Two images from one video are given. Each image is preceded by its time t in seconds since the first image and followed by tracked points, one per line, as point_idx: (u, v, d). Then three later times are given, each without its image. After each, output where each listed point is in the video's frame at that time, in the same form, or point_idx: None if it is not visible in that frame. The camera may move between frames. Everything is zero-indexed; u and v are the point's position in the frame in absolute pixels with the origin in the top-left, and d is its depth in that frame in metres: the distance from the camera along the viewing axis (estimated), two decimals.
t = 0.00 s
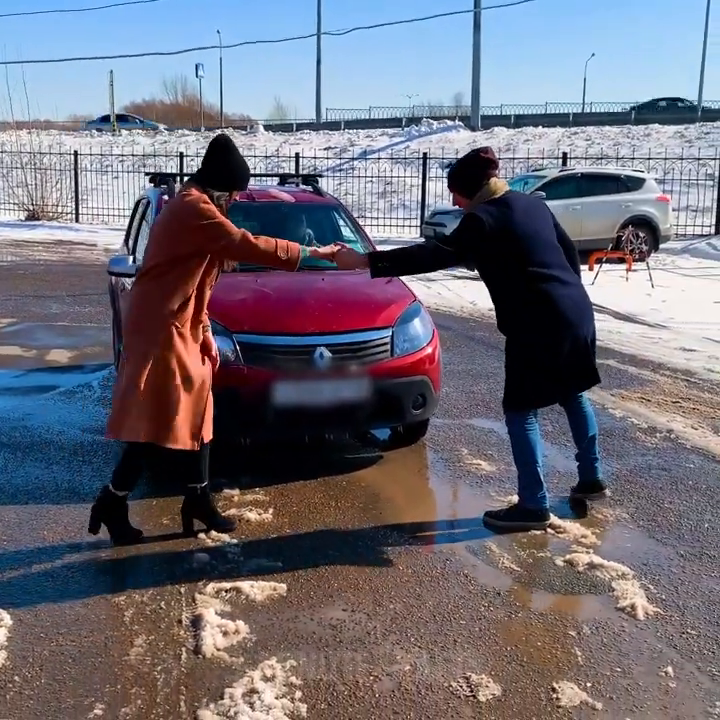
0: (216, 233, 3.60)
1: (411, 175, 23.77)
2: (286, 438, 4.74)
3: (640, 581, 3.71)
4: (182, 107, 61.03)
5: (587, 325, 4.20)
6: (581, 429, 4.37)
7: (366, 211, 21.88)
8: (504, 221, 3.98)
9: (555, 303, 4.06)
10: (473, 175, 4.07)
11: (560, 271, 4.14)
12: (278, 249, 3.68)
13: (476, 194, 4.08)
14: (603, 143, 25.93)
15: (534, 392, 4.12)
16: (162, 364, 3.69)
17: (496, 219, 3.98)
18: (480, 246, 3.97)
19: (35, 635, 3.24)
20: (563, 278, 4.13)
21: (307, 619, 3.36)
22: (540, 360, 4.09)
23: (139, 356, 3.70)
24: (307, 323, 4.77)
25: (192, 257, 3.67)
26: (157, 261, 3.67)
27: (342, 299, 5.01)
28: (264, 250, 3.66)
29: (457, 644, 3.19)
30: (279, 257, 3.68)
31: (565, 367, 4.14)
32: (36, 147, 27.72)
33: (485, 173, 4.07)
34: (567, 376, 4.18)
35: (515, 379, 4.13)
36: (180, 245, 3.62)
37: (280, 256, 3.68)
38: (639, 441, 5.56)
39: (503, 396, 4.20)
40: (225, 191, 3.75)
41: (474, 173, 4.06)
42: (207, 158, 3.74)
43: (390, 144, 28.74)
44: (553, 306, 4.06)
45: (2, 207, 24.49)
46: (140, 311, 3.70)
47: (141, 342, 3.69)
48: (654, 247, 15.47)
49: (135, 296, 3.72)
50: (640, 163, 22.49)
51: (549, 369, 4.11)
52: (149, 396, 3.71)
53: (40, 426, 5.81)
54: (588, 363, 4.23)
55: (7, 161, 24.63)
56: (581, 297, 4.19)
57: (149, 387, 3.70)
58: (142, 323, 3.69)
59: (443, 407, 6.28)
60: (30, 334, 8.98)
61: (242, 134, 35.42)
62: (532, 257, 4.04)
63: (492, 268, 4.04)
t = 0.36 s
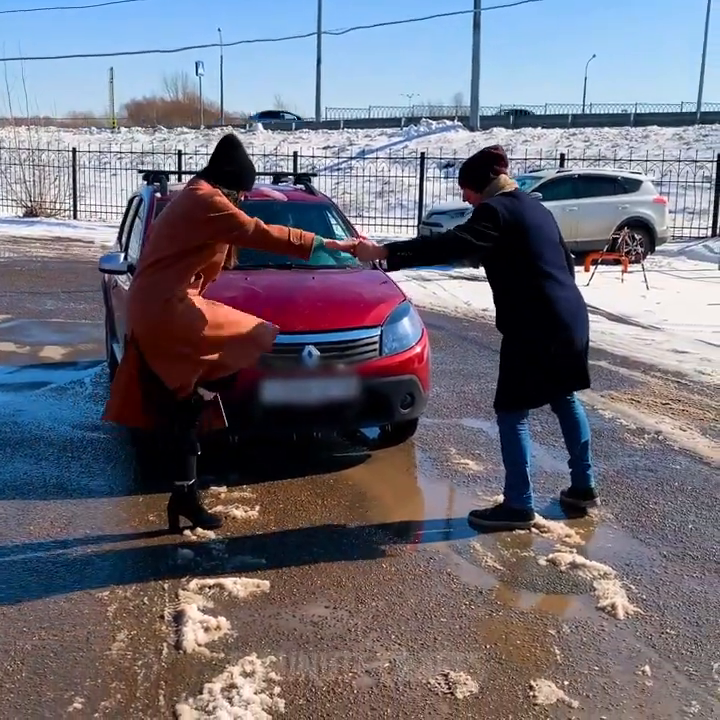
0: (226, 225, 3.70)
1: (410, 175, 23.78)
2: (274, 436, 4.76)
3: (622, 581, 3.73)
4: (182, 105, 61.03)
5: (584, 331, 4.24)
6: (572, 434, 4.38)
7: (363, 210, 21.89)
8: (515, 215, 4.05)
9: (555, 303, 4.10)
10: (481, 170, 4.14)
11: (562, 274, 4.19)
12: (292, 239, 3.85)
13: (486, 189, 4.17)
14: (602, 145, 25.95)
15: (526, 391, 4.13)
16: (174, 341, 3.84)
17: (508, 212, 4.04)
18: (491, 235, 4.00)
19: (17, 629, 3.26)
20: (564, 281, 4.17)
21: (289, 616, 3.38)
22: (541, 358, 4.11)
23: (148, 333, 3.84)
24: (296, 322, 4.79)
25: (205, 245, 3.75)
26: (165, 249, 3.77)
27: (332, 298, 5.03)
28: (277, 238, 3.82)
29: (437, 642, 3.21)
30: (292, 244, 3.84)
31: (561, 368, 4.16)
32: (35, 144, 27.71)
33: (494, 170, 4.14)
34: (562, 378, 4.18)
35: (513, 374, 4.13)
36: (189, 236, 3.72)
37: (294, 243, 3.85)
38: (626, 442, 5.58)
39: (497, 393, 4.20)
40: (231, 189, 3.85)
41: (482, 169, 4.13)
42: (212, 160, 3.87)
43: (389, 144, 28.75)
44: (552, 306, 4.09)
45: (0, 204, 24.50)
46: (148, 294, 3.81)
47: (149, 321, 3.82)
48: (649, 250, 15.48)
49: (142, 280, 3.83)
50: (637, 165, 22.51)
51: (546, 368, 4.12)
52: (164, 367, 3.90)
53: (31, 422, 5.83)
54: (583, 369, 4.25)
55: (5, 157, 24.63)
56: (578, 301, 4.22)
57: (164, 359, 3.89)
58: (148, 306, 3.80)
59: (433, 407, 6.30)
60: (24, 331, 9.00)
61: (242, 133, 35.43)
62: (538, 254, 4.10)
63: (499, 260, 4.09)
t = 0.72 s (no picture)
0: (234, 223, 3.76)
1: (414, 178, 23.81)
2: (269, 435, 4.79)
3: (611, 581, 3.76)
4: (190, 107, 61.19)
5: (582, 335, 4.28)
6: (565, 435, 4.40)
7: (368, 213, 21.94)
8: (532, 214, 4.08)
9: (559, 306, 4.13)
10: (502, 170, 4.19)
11: (568, 277, 4.22)
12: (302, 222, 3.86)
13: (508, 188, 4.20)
14: (607, 149, 25.95)
15: (525, 389, 4.15)
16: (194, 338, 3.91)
17: (526, 209, 4.07)
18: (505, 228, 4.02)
19: (10, 623, 3.31)
20: (570, 285, 4.20)
21: (279, 612, 3.42)
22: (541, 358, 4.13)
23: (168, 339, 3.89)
24: (293, 322, 4.82)
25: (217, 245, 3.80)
26: (171, 255, 3.81)
27: (329, 299, 5.06)
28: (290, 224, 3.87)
29: (425, 639, 3.24)
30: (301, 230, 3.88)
31: (558, 370, 4.19)
32: (42, 144, 27.83)
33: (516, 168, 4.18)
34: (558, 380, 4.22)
35: (515, 372, 4.15)
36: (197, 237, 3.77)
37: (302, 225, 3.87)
38: (622, 445, 5.61)
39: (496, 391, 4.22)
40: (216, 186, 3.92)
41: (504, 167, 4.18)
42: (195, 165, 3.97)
43: (395, 147, 28.80)
44: (556, 308, 4.12)
45: (6, 204, 24.60)
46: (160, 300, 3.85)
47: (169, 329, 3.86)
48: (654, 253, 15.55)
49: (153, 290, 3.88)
50: (642, 169, 22.52)
51: (545, 369, 4.15)
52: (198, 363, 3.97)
53: (30, 421, 5.88)
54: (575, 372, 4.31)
55: (12, 158, 24.74)
56: (579, 305, 4.25)
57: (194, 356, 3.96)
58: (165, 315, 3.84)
59: (430, 409, 6.33)
60: (26, 330, 9.05)
61: (248, 135, 35.53)
62: (549, 255, 4.13)
63: (509, 257, 4.10)
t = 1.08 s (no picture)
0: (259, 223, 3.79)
1: (426, 180, 23.87)
2: (277, 435, 4.82)
3: (614, 579, 3.79)
4: (202, 109, 61.43)
5: (593, 339, 4.28)
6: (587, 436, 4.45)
7: (379, 215, 22.00)
8: (544, 212, 4.13)
9: (570, 307, 4.15)
10: (523, 172, 4.26)
11: (582, 280, 4.24)
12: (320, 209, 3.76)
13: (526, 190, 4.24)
14: (619, 151, 25.94)
15: (528, 386, 4.19)
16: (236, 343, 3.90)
17: (537, 207, 4.12)
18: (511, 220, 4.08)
19: (20, 617, 3.36)
20: (583, 289, 4.22)
21: (284, 608, 3.46)
22: (548, 357, 4.15)
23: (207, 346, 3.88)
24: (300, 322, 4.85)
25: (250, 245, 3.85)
26: (197, 263, 3.83)
27: (336, 300, 5.09)
28: (307, 211, 3.82)
29: (428, 635, 3.28)
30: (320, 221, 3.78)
31: (565, 371, 4.20)
32: (55, 146, 28.01)
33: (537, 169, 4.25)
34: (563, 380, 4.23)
35: (519, 368, 4.18)
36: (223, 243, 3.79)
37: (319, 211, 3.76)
38: (628, 445, 5.64)
39: (502, 386, 4.25)
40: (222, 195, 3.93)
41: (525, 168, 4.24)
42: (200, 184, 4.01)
43: (406, 149, 28.86)
44: (566, 308, 4.14)
45: (21, 206, 24.78)
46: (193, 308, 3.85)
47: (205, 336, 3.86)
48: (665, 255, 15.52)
49: (183, 302, 3.89)
50: (654, 171, 22.50)
51: (552, 368, 4.17)
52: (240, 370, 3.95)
53: (42, 419, 5.94)
54: (582, 376, 4.31)
55: (26, 159, 24.92)
56: (591, 310, 4.26)
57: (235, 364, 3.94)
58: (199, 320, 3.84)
59: (437, 409, 6.37)
60: (38, 330, 9.14)
61: (261, 137, 35.64)
62: (562, 255, 4.16)
63: (520, 253, 4.14)
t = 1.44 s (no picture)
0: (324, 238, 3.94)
1: (435, 183, 23.91)
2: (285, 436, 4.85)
3: (620, 579, 3.81)
4: (213, 113, 61.61)
5: (643, 346, 4.25)
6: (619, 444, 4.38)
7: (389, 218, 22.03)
8: (599, 218, 4.12)
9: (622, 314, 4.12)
10: (580, 176, 4.30)
11: (638, 288, 4.21)
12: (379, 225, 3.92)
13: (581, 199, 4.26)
14: (629, 154, 25.93)
15: (572, 387, 4.19)
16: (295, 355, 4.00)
17: (592, 213, 4.12)
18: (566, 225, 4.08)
19: (31, 614, 3.40)
20: (636, 296, 4.19)
21: (292, 606, 3.49)
22: (597, 361, 4.15)
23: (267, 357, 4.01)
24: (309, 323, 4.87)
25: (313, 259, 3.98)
26: (261, 276, 3.97)
27: (344, 302, 5.12)
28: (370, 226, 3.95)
29: (434, 633, 3.31)
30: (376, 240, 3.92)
31: (614, 377, 4.18)
32: (67, 149, 28.15)
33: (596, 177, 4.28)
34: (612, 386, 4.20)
35: (568, 371, 4.17)
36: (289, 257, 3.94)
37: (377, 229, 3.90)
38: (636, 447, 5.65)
39: (547, 389, 4.25)
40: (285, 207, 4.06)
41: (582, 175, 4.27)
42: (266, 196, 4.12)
43: (416, 152, 28.88)
44: (618, 314, 4.11)
45: (32, 209, 24.91)
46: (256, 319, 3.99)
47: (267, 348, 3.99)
48: (675, 258, 15.50)
49: (245, 314, 4.02)
50: (664, 173, 22.46)
51: (600, 371, 4.16)
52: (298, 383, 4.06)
53: (53, 420, 6.00)
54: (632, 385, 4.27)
55: (37, 163, 25.06)
56: (645, 317, 4.22)
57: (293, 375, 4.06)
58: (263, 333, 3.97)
59: (446, 411, 6.40)
60: (50, 333, 9.21)
61: (271, 141, 35.73)
62: (617, 262, 4.14)
63: (573, 257, 4.13)
